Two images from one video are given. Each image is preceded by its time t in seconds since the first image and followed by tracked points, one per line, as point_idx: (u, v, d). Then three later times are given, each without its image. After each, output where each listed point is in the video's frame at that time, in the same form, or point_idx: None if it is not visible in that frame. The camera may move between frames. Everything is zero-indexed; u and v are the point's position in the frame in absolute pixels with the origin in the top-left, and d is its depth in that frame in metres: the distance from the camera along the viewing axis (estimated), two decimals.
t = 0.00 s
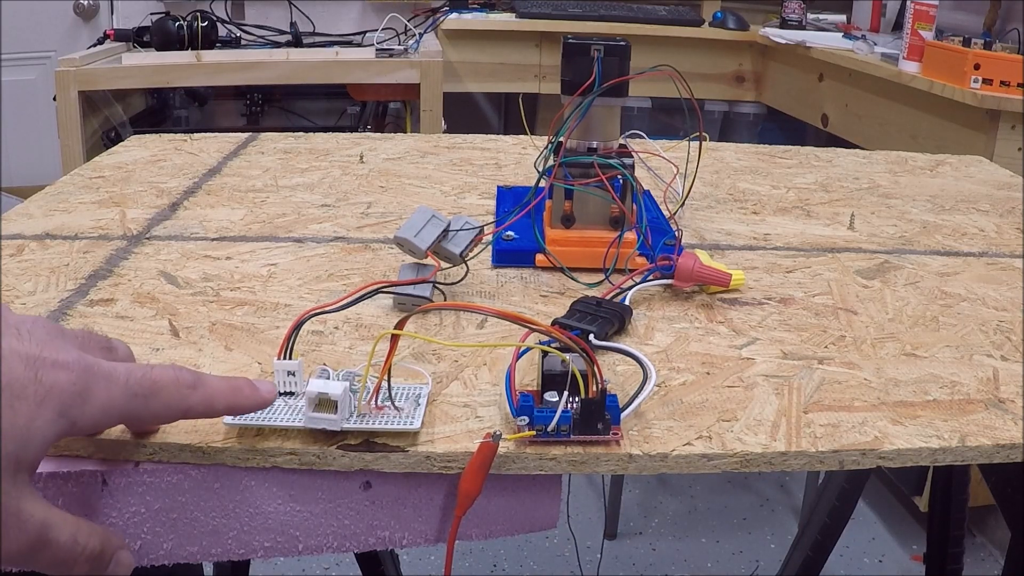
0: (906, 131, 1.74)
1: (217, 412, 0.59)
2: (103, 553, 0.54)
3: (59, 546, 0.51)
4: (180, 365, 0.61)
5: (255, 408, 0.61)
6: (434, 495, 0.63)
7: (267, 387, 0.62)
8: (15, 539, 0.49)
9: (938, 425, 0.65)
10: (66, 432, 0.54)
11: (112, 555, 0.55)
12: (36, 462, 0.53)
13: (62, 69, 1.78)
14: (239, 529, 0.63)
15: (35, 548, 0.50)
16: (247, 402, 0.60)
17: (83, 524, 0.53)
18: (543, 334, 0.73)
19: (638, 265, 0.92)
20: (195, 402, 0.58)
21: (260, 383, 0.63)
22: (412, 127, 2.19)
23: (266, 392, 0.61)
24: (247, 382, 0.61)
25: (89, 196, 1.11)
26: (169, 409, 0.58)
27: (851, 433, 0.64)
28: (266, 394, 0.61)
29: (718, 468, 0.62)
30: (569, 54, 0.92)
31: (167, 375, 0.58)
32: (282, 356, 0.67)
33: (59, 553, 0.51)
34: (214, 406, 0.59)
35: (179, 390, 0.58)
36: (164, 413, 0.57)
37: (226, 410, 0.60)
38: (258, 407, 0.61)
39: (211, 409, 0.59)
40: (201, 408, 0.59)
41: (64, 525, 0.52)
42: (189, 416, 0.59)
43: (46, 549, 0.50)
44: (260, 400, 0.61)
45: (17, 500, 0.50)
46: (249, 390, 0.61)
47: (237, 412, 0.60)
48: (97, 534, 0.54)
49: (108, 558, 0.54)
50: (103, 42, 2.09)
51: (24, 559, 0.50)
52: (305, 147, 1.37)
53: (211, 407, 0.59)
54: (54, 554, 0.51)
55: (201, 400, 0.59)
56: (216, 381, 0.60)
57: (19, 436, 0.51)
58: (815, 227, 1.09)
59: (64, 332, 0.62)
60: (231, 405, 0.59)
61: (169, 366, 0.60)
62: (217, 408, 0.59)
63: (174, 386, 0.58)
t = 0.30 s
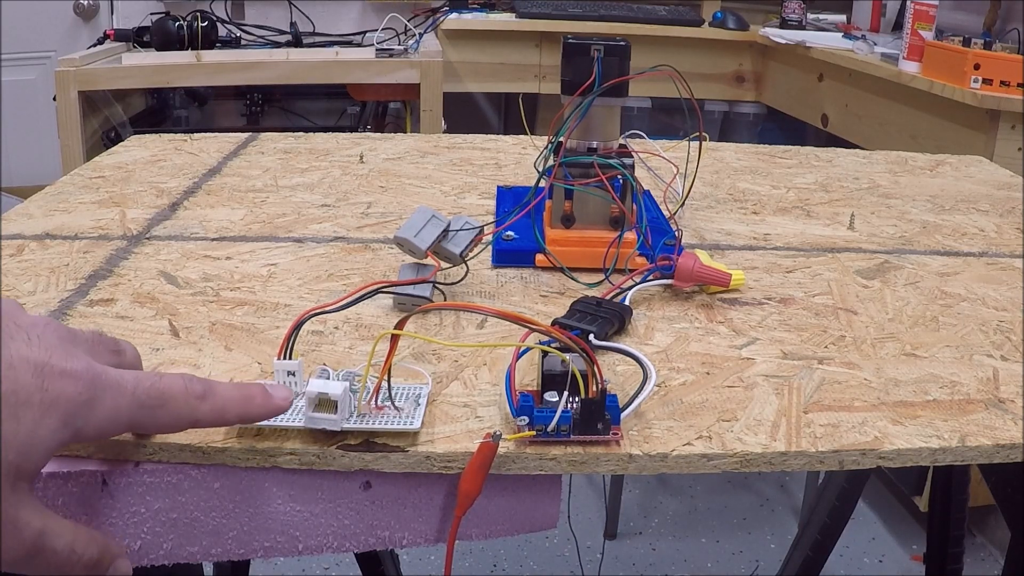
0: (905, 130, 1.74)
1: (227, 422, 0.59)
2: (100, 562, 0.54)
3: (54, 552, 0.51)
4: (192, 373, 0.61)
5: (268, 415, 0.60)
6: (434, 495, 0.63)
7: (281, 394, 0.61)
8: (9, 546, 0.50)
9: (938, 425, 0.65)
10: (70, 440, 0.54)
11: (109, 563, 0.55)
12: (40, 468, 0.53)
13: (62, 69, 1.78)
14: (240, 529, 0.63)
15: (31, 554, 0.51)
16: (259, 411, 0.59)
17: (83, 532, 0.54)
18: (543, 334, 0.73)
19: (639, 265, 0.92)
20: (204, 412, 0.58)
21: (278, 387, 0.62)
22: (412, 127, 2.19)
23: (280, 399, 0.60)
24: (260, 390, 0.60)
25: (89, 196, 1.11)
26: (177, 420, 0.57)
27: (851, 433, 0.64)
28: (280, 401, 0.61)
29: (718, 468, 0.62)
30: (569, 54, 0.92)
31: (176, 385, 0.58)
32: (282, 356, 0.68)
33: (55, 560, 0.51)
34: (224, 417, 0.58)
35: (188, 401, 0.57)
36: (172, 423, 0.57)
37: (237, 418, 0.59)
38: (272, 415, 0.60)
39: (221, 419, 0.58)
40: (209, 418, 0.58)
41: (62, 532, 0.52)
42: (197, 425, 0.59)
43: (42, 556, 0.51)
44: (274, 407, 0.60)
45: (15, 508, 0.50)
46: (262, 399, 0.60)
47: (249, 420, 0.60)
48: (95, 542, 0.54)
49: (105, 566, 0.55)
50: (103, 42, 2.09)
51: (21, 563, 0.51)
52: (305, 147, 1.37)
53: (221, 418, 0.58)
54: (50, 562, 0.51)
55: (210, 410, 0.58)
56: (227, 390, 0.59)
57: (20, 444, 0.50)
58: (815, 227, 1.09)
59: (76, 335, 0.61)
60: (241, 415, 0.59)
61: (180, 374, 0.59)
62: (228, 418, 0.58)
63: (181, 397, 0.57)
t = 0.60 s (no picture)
0: (905, 131, 1.74)
1: (233, 431, 0.59)
2: (105, 569, 0.54)
3: (59, 559, 0.51)
4: (198, 381, 0.61)
5: (273, 426, 0.60)
6: (434, 495, 0.63)
7: (287, 403, 0.61)
8: (13, 553, 0.49)
9: (938, 425, 0.65)
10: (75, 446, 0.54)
11: (114, 569, 0.55)
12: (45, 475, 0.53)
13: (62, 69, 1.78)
14: (240, 529, 0.63)
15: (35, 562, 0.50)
16: (264, 421, 0.60)
17: (87, 539, 0.54)
18: (543, 334, 0.73)
19: (638, 265, 0.92)
20: (210, 421, 0.58)
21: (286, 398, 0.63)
22: (412, 127, 2.19)
23: (286, 409, 0.61)
24: (266, 399, 0.61)
25: (89, 196, 1.11)
26: (182, 429, 0.57)
27: (851, 433, 0.64)
28: (285, 411, 0.61)
29: (718, 468, 0.62)
30: (569, 54, 0.92)
31: (184, 393, 0.58)
32: (282, 356, 0.67)
33: (59, 567, 0.51)
34: (230, 426, 0.59)
35: (195, 409, 0.57)
36: (178, 432, 0.57)
37: (242, 428, 0.59)
38: (277, 425, 0.60)
39: (227, 429, 0.59)
40: (215, 427, 0.58)
41: (67, 539, 0.52)
42: (202, 435, 0.58)
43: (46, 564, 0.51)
44: (279, 417, 0.60)
45: (21, 514, 0.50)
46: (267, 409, 0.60)
47: (254, 430, 0.60)
48: (99, 549, 0.54)
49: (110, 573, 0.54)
50: (103, 42, 2.09)
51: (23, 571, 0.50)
52: (305, 147, 1.37)
53: (227, 427, 0.58)
54: (54, 569, 0.51)
55: (216, 420, 0.58)
56: (233, 400, 0.60)
57: (26, 450, 0.50)
58: (815, 227, 1.09)
59: (84, 337, 0.61)
60: (246, 424, 0.59)
61: (187, 381, 0.59)
62: (233, 428, 0.59)
63: (189, 405, 0.57)
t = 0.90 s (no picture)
0: (905, 130, 1.74)
1: (234, 433, 0.59)
2: (111, 572, 0.53)
3: (63, 563, 0.51)
4: (200, 383, 0.61)
5: (274, 428, 0.60)
6: (434, 495, 0.63)
7: (288, 405, 0.62)
8: (16, 557, 0.49)
9: (938, 425, 0.65)
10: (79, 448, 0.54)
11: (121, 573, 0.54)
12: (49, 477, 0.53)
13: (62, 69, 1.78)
14: (239, 529, 0.63)
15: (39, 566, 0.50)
16: (266, 423, 0.60)
17: (93, 541, 0.53)
18: (543, 334, 0.73)
19: (638, 265, 0.92)
20: (212, 423, 0.58)
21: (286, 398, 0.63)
22: (412, 127, 2.19)
23: (287, 411, 0.61)
24: (267, 401, 0.61)
25: (89, 196, 1.11)
26: (185, 430, 0.57)
27: (851, 433, 0.64)
28: (286, 413, 0.61)
29: (718, 468, 0.62)
30: (569, 54, 0.92)
31: (186, 395, 0.58)
32: (282, 356, 0.67)
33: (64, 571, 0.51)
34: (232, 428, 0.59)
35: (197, 411, 0.58)
36: (180, 434, 0.57)
37: (244, 430, 0.59)
38: (278, 427, 0.60)
39: (229, 430, 0.59)
40: (217, 429, 0.58)
41: (72, 542, 0.52)
42: (204, 436, 0.58)
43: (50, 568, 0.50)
44: (281, 418, 0.60)
45: (25, 517, 0.50)
46: (269, 411, 0.60)
47: (255, 432, 0.60)
48: (105, 552, 0.53)
49: None
50: (103, 42, 2.09)
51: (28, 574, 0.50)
52: (305, 147, 1.37)
53: (228, 429, 0.59)
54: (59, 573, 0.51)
55: (219, 422, 0.58)
56: (235, 402, 0.60)
57: (30, 453, 0.50)
58: (815, 227, 1.09)
59: (86, 338, 0.61)
60: (248, 427, 0.59)
61: (189, 383, 0.59)
62: (235, 429, 0.59)
63: (191, 407, 0.57)
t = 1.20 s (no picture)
0: (905, 130, 1.74)
1: (234, 434, 0.59)
2: None
3: (64, 566, 0.51)
4: (200, 384, 0.61)
5: (274, 429, 0.60)
6: (434, 495, 0.63)
7: (288, 407, 0.62)
8: (17, 561, 0.49)
9: (938, 425, 0.65)
10: (79, 450, 0.54)
11: None
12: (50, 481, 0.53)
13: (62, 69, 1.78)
14: (239, 529, 0.63)
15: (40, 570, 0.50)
16: (266, 424, 0.60)
17: (94, 545, 0.53)
18: (543, 334, 0.73)
19: (638, 265, 0.92)
20: (212, 425, 0.58)
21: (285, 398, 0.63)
22: (412, 127, 2.19)
23: (286, 412, 0.61)
24: (267, 402, 0.61)
25: (89, 196, 1.11)
26: (184, 432, 0.57)
27: (851, 433, 0.64)
28: (286, 414, 0.61)
29: (718, 468, 0.62)
30: (569, 54, 0.92)
31: (186, 397, 0.58)
32: (282, 356, 0.67)
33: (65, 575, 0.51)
34: (232, 429, 0.59)
35: (197, 413, 0.58)
36: (180, 436, 0.57)
37: (244, 432, 0.59)
38: (278, 428, 0.60)
39: (228, 432, 0.59)
40: (217, 430, 0.58)
41: (73, 546, 0.52)
42: (204, 438, 0.58)
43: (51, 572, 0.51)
44: (280, 419, 0.60)
45: (25, 521, 0.50)
46: (269, 412, 0.60)
47: (255, 433, 0.60)
48: (105, 556, 0.53)
49: None
50: (103, 42, 2.09)
51: None
52: (305, 147, 1.37)
53: (228, 431, 0.59)
54: None
55: (218, 423, 0.58)
56: (235, 403, 0.60)
57: (30, 456, 0.51)
58: (815, 227, 1.09)
59: (86, 340, 0.61)
60: (248, 428, 0.59)
61: (188, 385, 0.59)
62: (235, 431, 0.59)
63: (190, 409, 0.57)
